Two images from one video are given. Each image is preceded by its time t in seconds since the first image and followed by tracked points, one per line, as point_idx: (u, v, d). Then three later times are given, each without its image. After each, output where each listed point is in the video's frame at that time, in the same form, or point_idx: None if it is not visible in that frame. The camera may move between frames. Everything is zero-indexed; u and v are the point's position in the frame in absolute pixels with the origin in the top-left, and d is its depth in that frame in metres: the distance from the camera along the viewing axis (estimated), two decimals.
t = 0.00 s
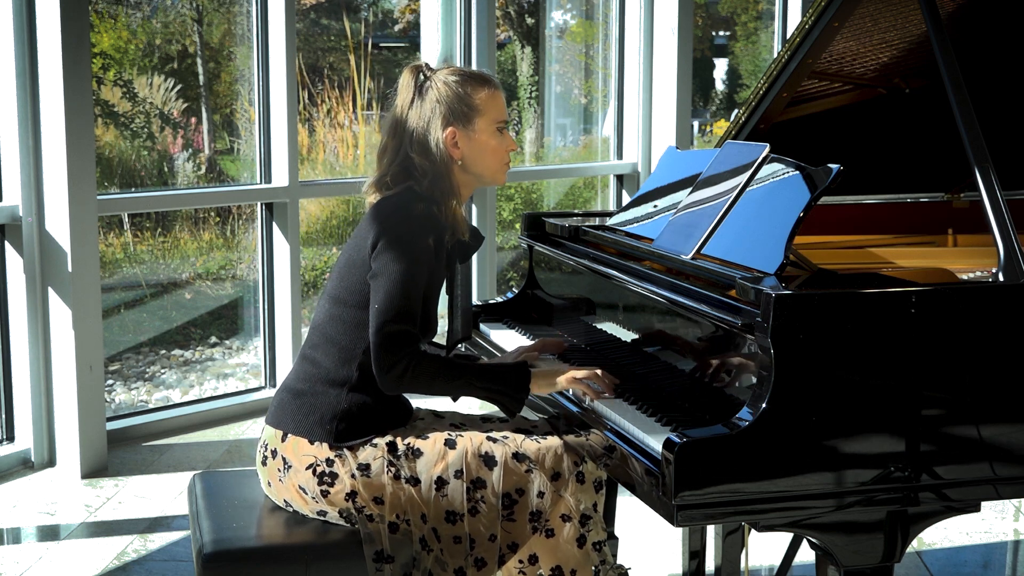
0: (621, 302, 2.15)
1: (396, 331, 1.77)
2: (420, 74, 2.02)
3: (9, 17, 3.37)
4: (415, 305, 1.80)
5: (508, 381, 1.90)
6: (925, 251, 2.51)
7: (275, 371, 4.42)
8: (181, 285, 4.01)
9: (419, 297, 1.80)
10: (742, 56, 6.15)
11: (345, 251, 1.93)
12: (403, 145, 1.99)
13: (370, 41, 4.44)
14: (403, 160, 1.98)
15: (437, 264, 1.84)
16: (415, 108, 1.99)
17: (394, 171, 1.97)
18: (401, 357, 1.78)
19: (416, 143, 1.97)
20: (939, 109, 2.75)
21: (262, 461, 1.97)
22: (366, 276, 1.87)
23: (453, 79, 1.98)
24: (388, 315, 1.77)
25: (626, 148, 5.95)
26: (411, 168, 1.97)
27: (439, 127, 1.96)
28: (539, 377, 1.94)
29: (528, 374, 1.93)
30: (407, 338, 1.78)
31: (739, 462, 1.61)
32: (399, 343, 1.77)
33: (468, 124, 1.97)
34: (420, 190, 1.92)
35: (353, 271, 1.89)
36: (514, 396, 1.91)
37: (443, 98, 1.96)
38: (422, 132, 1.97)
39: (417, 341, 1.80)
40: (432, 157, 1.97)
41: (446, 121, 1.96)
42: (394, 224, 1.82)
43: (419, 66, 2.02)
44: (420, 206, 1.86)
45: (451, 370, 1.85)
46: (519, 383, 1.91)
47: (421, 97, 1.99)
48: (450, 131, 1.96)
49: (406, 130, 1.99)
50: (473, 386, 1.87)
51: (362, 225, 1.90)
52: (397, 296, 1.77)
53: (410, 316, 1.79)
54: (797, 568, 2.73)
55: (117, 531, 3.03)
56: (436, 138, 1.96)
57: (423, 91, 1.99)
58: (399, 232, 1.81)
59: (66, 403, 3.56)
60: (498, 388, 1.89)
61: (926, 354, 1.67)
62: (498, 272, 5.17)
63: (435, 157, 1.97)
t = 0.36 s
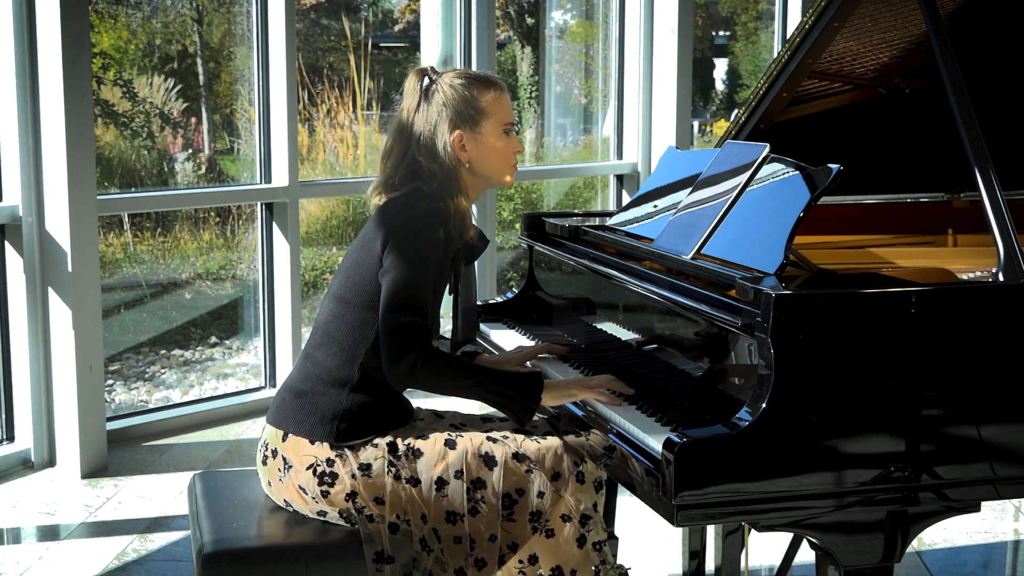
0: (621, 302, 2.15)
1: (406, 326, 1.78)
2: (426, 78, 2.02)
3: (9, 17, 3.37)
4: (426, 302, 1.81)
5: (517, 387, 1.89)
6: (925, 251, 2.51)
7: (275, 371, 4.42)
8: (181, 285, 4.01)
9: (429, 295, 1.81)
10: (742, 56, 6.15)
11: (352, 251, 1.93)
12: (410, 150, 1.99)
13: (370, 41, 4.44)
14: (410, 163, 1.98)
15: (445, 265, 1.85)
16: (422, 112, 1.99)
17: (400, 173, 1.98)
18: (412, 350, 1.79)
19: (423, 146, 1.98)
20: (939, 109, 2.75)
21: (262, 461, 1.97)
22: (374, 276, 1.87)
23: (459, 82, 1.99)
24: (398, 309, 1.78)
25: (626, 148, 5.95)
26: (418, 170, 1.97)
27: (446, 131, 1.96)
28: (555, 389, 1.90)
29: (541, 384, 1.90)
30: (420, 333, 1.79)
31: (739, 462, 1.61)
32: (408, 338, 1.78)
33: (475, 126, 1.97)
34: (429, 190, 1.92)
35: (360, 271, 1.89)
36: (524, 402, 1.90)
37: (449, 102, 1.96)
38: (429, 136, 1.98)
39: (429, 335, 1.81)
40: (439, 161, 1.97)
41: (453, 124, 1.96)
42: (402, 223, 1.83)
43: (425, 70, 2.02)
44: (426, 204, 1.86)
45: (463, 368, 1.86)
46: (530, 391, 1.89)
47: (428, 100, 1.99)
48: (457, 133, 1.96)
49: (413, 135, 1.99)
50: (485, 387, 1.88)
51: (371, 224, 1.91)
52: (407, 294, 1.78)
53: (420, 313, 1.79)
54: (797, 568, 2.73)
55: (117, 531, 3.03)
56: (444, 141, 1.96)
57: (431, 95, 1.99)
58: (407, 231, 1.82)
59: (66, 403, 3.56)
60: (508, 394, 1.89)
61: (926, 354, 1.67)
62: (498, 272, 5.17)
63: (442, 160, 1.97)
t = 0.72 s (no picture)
0: (621, 302, 2.15)
1: (418, 316, 1.79)
2: (428, 82, 2.01)
3: (9, 17, 3.37)
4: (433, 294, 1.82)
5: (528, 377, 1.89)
6: (925, 250, 2.51)
7: (275, 372, 4.42)
8: (181, 285, 4.01)
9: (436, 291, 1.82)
10: (742, 56, 6.15)
11: (356, 252, 1.94)
12: (416, 152, 1.99)
13: (370, 41, 4.44)
14: (415, 166, 1.98)
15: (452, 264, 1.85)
16: (427, 115, 1.98)
17: (407, 175, 1.98)
18: (428, 334, 1.79)
19: (429, 149, 1.97)
20: (939, 109, 2.75)
21: (262, 461, 1.97)
22: (379, 275, 1.87)
23: (462, 84, 1.98)
24: (410, 301, 1.79)
25: (626, 148, 5.95)
26: (425, 171, 1.97)
27: (452, 132, 1.95)
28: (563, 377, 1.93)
29: (552, 369, 1.92)
30: (433, 322, 1.80)
31: (739, 462, 1.61)
32: (421, 327, 1.78)
33: (480, 127, 1.97)
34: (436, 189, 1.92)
35: (365, 270, 1.89)
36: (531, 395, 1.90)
37: (453, 104, 1.96)
38: (434, 138, 1.97)
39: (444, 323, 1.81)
40: (445, 162, 1.96)
41: (459, 126, 1.95)
42: (408, 223, 1.83)
43: (426, 74, 2.02)
44: (433, 201, 1.86)
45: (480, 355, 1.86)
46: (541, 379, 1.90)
47: (431, 103, 1.98)
48: (463, 135, 1.96)
49: (418, 137, 1.99)
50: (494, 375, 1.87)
51: (376, 225, 1.91)
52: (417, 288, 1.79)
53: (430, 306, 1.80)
54: (797, 568, 2.73)
55: (117, 531, 3.03)
56: (450, 143, 1.96)
57: (433, 98, 1.99)
58: (414, 231, 1.82)
59: (66, 403, 3.56)
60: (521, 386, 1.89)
61: (926, 354, 1.67)
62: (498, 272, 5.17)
63: (448, 161, 1.96)
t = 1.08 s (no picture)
0: (621, 302, 2.15)
1: (440, 323, 1.79)
2: (432, 83, 2.00)
3: (9, 18, 3.37)
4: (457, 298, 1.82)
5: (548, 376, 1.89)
6: (925, 250, 2.51)
7: (275, 372, 4.42)
8: (181, 285, 4.02)
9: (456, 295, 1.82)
10: (742, 56, 6.15)
11: (360, 252, 1.94)
12: (422, 153, 1.98)
13: (370, 41, 4.44)
14: (422, 166, 1.98)
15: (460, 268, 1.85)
16: (433, 116, 1.97)
17: (413, 175, 1.98)
18: (454, 338, 1.80)
19: (436, 150, 1.97)
20: (939, 109, 2.75)
21: (263, 460, 1.97)
22: (384, 275, 1.87)
23: (467, 85, 1.97)
24: (432, 305, 1.79)
25: (626, 148, 5.95)
26: (433, 173, 1.96)
27: (461, 133, 1.95)
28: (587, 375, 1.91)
29: (575, 368, 1.90)
30: (459, 326, 1.80)
31: (739, 462, 1.61)
32: (447, 332, 1.79)
33: (488, 129, 1.97)
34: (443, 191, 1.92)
35: (370, 270, 1.89)
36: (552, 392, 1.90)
37: (460, 106, 1.95)
38: (443, 140, 1.96)
39: (468, 324, 1.82)
40: (454, 163, 1.96)
41: (468, 127, 1.95)
42: (417, 228, 1.84)
43: (430, 76, 2.01)
44: (441, 203, 1.86)
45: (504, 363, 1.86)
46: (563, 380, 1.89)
47: (438, 104, 1.97)
48: (472, 136, 1.95)
49: (425, 139, 1.98)
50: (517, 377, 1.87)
51: (379, 226, 1.91)
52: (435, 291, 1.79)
53: (450, 313, 1.80)
54: (797, 568, 2.73)
55: (117, 531, 3.03)
56: (459, 145, 1.95)
57: (439, 100, 1.97)
58: (423, 236, 1.82)
59: (66, 403, 3.56)
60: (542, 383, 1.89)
61: (926, 354, 1.67)
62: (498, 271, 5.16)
63: (456, 163, 1.96)
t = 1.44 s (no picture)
0: (621, 302, 2.15)
1: (439, 331, 1.79)
2: (464, 91, 2.00)
3: (9, 17, 3.37)
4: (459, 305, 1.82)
5: (547, 382, 1.93)
6: (924, 251, 2.51)
7: (275, 372, 4.41)
8: (181, 285, 4.02)
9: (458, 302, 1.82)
10: (742, 56, 6.15)
11: (366, 253, 1.94)
12: (441, 158, 1.97)
13: (370, 41, 4.44)
14: (439, 171, 1.96)
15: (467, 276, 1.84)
16: (460, 124, 1.96)
17: (431, 180, 1.97)
18: (453, 347, 1.80)
19: (456, 159, 1.96)
20: (939, 109, 2.75)
21: (263, 460, 1.97)
22: (390, 278, 1.87)
23: (498, 99, 1.97)
24: (434, 313, 1.79)
25: (626, 148, 5.95)
26: (451, 180, 1.94)
27: (484, 146, 1.94)
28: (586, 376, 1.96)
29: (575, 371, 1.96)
30: (458, 335, 1.80)
31: (739, 462, 1.61)
32: (446, 339, 1.79)
33: (511, 145, 1.96)
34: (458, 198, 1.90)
35: (375, 271, 1.89)
36: (552, 397, 1.94)
37: (490, 119, 1.94)
38: (464, 150, 1.95)
39: (468, 334, 1.82)
40: (471, 172, 1.94)
41: (492, 140, 1.94)
42: (423, 233, 1.83)
43: (464, 84, 2.00)
44: (450, 206, 1.86)
45: (499, 366, 1.88)
46: (562, 385, 1.94)
47: (466, 113, 1.96)
48: (494, 150, 1.95)
49: (446, 146, 1.97)
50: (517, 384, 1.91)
51: (388, 230, 1.91)
52: (437, 298, 1.79)
53: (451, 320, 1.80)
54: (797, 568, 2.73)
55: (117, 531, 3.03)
56: (481, 157, 1.94)
57: (469, 109, 1.96)
58: (429, 241, 1.82)
59: (66, 403, 3.56)
60: (540, 389, 1.94)
61: (926, 354, 1.67)
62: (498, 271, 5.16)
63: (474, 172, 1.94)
